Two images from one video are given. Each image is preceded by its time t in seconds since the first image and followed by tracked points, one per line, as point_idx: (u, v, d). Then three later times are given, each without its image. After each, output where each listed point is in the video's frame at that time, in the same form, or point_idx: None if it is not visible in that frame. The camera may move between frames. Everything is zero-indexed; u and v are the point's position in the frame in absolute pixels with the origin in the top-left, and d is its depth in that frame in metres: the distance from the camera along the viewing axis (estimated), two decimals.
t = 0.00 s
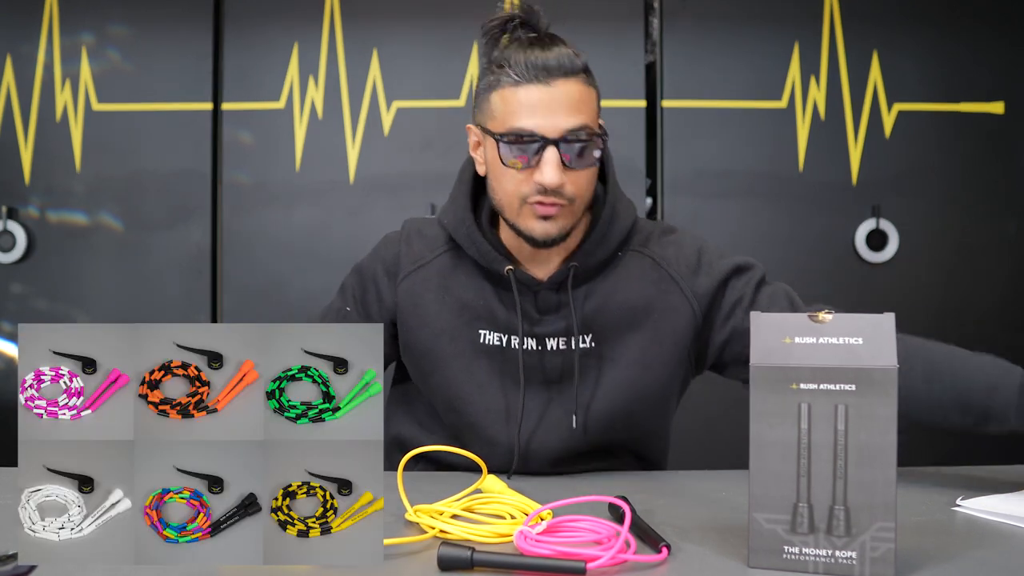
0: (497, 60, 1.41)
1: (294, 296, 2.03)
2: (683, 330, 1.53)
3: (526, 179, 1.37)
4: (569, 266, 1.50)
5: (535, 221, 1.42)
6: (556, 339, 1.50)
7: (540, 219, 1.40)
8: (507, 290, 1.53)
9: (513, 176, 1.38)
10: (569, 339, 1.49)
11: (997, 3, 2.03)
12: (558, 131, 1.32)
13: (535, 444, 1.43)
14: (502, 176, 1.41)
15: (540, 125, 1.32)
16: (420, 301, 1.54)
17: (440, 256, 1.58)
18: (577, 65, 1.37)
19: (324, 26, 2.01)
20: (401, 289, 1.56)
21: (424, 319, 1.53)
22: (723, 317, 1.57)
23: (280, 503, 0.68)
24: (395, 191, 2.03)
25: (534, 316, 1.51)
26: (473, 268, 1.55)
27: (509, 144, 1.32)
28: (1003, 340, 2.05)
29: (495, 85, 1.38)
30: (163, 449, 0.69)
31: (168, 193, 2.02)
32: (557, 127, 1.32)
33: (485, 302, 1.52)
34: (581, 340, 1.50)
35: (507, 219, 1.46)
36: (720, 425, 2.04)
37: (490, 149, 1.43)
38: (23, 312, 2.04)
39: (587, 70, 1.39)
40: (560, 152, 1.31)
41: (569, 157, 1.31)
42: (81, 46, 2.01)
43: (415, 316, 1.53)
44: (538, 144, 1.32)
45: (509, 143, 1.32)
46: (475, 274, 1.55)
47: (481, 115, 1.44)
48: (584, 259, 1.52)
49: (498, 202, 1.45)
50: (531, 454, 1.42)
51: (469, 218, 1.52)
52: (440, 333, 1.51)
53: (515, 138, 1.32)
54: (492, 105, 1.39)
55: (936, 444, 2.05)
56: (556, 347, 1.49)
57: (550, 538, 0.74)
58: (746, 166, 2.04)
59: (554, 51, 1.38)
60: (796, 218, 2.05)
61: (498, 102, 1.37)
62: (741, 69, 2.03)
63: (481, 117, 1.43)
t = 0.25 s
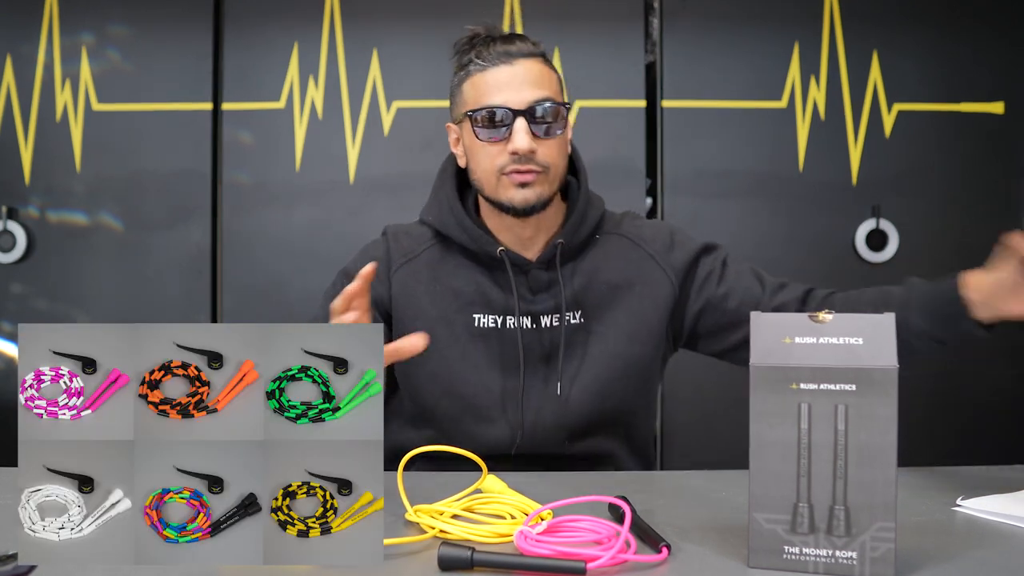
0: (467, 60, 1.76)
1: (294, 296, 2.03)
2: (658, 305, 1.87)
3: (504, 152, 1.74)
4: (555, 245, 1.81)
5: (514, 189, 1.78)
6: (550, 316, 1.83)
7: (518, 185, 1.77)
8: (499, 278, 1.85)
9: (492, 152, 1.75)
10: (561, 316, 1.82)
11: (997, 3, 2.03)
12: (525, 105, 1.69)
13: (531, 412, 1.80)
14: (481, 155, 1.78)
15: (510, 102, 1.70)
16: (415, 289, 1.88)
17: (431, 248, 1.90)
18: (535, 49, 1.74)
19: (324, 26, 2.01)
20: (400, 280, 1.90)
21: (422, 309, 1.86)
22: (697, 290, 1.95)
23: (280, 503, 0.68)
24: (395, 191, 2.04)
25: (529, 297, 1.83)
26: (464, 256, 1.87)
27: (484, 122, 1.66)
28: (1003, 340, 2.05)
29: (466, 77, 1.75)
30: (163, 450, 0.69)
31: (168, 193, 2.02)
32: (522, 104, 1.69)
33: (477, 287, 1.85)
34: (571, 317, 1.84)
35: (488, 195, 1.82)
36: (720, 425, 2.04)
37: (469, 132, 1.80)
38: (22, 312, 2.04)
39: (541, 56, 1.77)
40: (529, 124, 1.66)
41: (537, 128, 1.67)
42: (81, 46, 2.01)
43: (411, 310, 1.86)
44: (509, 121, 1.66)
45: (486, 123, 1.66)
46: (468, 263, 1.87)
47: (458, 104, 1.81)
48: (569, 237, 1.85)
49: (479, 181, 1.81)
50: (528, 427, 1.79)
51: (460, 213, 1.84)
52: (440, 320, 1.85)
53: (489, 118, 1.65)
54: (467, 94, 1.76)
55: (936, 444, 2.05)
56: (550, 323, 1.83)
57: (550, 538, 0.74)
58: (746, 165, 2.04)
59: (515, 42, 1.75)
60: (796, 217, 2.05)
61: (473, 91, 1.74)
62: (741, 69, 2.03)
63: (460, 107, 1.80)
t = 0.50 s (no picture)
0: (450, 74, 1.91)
1: (294, 296, 2.03)
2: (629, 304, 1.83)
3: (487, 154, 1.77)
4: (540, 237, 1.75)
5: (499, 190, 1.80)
6: (538, 307, 1.81)
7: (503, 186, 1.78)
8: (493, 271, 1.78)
9: (476, 154, 1.78)
10: (548, 306, 1.80)
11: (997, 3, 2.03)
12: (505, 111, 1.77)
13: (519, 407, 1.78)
14: (466, 156, 1.80)
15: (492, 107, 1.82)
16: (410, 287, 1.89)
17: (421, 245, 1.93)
18: (511, 57, 1.88)
19: (324, 26, 2.01)
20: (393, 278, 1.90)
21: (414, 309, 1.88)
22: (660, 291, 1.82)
23: (280, 503, 0.68)
24: (395, 191, 2.03)
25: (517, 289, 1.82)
26: (455, 252, 1.92)
27: (468, 127, 1.75)
28: (1003, 340, 2.05)
29: (450, 87, 1.89)
30: (163, 449, 0.69)
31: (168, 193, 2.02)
32: (503, 105, 1.81)
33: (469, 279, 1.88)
34: (557, 309, 1.79)
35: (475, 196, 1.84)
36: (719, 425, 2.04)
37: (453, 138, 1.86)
38: (22, 312, 2.03)
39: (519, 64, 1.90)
40: (510, 125, 1.73)
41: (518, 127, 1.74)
42: (82, 46, 2.01)
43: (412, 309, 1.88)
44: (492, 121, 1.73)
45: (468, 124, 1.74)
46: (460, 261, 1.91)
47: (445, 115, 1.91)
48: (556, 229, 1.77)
49: (465, 182, 1.83)
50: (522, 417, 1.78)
51: (449, 210, 1.89)
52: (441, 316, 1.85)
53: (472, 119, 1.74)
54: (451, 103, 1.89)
55: (936, 444, 2.05)
56: (537, 314, 1.80)
57: (550, 538, 0.74)
58: (746, 165, 2.04)
59: (491, 51, 1.89)
60: (796, 217, 2.05)
61: (457, 97, 1.86)
62: (741, 69, 2.03)
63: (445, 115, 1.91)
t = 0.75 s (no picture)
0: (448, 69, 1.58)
1: (294, 296, 2.03)
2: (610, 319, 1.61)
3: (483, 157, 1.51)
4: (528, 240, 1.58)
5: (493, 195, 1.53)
6: (524, 310, 1.57)
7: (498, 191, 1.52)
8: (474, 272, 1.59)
9: (472, 156, 1.52)
10: (536, 309, 1.57)
11: (997, 3, 2.03)
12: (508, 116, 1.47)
13: (485, 420, 1.53)
14: (462, 157, 1.54)
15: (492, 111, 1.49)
16: (395, 301, 1.59)
17: (409, 253, 1.62)
18: (520, 62, 1.54)
19: (324, 26, 2.01)
20: (379, 292, 1.59)
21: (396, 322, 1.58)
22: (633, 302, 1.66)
23: (279, 503, 0.68)
24: (395, 191, 2.03)
25: (500, 296, 1.58)
26: (442, 258, 1.61)
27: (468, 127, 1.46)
28: (1003, 340, 2.05)
29: (450, 84, 1.56)
30: (163, 449, 0.69)
31: (168, 193, 2.02)
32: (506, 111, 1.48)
33: (455, 288, 1.59)
34: (544, 312, 1.57)
35: (468, 199, 1.56)
36: (719, 425, 2.04)
37: (449, 139, 1.57)
38: (22, 312, 2.03)
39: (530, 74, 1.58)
40: (512, 129, 1.46)
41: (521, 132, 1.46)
42: (82, 46, 2.01)
43: (395, 315, 1.58)
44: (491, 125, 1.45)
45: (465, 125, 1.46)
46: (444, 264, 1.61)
47: (442, 114, 1.60)
48: (541, 232, 1.59)
49: (460, 184, 1.56)
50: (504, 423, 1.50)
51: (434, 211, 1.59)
52: (419, 323, 1.57)
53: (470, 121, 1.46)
54: (450, 101, 1.56)
55: (936, 444, 2.05)
56: (523, 318, 1.56)
57: (549, 538, 0.74)
58: (746, 165, 2.04)
59: (498, 54, 1.56)
60: (796, 217, 2.05)
61: (454, 96, 1.55)
62: (741, 69, 2.03)
63: (441, 115, 1.60)
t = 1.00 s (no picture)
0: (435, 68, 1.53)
1: (294, 296, 2.03)
2: (609, 314, 1.52)
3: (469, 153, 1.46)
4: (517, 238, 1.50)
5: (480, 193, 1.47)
6: (514, 314, 1.50)
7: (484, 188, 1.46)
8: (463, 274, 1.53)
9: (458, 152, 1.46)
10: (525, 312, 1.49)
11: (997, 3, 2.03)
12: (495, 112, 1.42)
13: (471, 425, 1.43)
14: (447, 154, 1.48)
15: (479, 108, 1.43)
16: (385, 305, 1.53)
17: (401, 256, 1.57)
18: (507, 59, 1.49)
19: (324, 26, 2.01)
20: (369, 296, 1.54)
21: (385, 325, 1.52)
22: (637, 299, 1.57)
23: (279, 503, 0.68)
24: (395, 191, 2.03)
25: (491, 297, 1.51)
26: (434, 260, 1.55)
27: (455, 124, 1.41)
28: (1003, 340, 2.05)
29: (437, 82, 1.51)
30: (163, 449, 0.69)
31: (168, 193, 2.02)
32: (494, 106, 1.42)
33: (445, 290, 1.53)
34: (535, 314, 1.50)
35: (455, 197, 1.50)
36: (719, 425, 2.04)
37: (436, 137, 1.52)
38: (22, 312, 2.03)
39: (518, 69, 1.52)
40: (499, 124, 1.41)
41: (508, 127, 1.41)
42: (82, 46, 2.01)
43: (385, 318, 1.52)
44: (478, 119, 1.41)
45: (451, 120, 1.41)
46: (434, 266, 1.55)
47: (428, 113, 1.54)
48: (532, 231, 1.51)
49: (447, 183, 1.50)
50: (495, 427, 1.42)
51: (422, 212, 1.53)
52: (408, 326, 1.51)
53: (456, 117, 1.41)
54: (437, 98, 1.51)
55: (936, 444, 2.05)
56: (512, 321, 1.49)
57: (549, 538, 0.74)
58: (746, 165, 2.04)
59: (486, 51, 1.50)
60: (796, 217, 2.05)
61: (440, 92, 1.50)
62: (741, 69, 2.03)
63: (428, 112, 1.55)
